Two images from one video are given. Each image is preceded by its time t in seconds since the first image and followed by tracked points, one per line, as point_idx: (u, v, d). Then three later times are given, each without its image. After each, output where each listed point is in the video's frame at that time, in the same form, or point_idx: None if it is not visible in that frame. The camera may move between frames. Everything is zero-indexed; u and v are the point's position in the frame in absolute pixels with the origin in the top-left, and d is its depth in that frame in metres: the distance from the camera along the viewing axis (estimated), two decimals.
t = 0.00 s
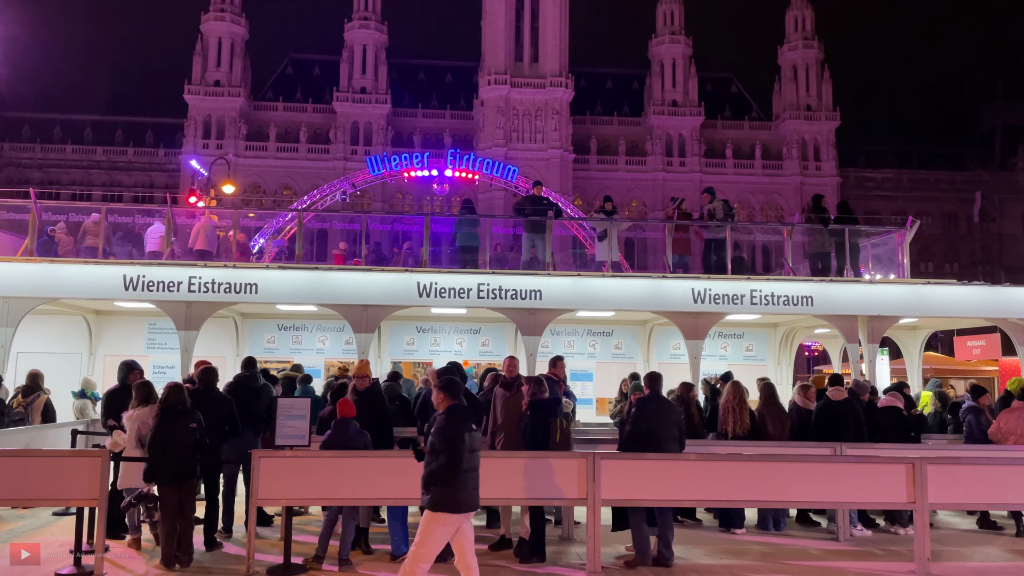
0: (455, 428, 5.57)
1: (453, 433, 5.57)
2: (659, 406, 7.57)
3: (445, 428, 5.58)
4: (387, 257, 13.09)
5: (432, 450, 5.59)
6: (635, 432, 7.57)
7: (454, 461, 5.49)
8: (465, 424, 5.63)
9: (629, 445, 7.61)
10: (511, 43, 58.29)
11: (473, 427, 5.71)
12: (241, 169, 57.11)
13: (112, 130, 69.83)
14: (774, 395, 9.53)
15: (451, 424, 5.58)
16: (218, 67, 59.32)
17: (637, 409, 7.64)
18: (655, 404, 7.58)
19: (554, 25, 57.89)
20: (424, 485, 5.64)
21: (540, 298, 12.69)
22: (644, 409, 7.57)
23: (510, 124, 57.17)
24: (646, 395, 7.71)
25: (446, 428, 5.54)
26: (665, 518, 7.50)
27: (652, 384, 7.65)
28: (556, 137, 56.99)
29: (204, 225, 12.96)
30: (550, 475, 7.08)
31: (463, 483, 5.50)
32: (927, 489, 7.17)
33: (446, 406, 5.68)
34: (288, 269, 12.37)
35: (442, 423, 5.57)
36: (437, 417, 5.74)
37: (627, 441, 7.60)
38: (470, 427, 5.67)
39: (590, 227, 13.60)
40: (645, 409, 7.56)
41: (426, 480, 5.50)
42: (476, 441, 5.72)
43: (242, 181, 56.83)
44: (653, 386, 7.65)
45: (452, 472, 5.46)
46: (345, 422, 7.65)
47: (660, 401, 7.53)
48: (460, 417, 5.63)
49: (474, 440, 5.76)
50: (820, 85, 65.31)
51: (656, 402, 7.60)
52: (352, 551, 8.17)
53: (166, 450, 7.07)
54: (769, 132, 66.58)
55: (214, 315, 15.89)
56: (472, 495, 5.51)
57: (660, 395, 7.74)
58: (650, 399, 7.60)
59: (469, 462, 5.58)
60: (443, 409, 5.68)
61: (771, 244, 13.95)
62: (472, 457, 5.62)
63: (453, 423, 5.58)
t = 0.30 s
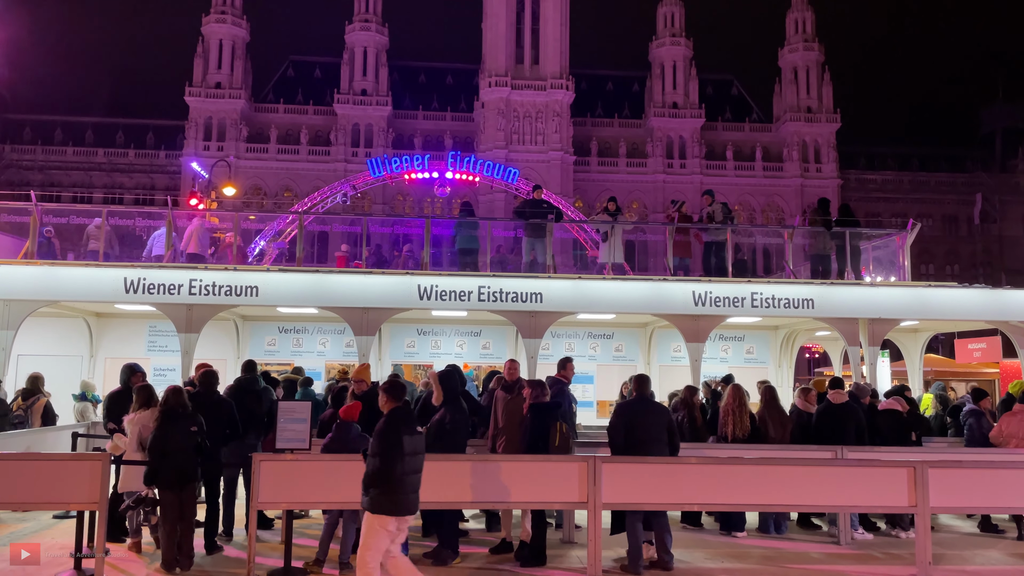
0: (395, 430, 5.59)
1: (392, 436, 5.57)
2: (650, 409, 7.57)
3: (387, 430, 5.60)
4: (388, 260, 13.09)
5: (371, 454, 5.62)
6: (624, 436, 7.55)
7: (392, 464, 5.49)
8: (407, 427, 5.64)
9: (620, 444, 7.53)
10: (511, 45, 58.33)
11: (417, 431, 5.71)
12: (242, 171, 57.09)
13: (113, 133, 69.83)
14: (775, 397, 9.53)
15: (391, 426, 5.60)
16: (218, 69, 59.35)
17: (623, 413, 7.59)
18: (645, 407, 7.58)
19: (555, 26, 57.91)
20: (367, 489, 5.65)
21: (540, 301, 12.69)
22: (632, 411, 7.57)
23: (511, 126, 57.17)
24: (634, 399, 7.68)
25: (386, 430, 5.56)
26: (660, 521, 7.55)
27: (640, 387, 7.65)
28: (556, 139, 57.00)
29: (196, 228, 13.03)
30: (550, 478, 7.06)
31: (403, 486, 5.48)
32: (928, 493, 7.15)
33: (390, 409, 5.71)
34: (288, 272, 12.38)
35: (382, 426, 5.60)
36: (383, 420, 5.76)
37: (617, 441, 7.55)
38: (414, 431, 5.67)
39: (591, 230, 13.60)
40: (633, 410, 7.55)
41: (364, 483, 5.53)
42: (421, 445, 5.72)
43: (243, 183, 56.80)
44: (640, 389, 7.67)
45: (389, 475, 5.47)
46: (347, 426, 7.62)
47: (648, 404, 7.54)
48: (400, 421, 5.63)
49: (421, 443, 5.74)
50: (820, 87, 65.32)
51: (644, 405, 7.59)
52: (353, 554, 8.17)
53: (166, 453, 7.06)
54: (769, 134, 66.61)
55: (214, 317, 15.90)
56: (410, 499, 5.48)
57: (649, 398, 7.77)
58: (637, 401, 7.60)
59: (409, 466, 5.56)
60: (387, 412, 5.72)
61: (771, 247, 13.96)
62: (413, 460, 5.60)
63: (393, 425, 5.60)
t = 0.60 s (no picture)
0: (343, 433, 6.14)
1: (337, 439, 6.12)
2: (644, 409, 7.58)
3: (335, 432, 6.14)
4: (388, 261, 13.10)
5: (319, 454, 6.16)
6: (617, 438, 7.59)
7: (339, 465, 6.08)
8: (353, 429, 6.19)
9: (610, 447, 7.63)
10: (512, 46, 58.32)
11: (366, 430, 6.29)
12: (242, 172, 57.10)
13: (113, 133, 69.81)
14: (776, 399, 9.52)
15: (339, 428, 6.15)
16: (219, 69, 59.36)
17: (614, 414, 7.63)
18: (639, 407, 7.60)
19: (555, 28, 57.91)
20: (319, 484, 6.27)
21: (540, 302, 12.70)
22: (625, 413, 7.58)
23: (511, 127, 57.13)
24: (627, 400, 7.71)
25: (334, 432, 6.10)
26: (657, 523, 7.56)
27: (632, 389, 7.73)
28: (556, 139, 56.99)
29: (186, 228, 12.90)
30: (550, 480, 7.05)
31: (350, 485, 6.14)
32: (927, 494, 7.15)
33: (341, 410, 6.27)
34: (288, 273, 12.39)
35: (330, 427, 6.14)
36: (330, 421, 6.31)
37: (607, 442, 7.62)
38: (361, 432, 6.24)
39: (591, 232, 13.61)
40: (628, 411, 7.57)
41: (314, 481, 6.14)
42: (370, 445, 6.31)
43: (243, 184, 56.78)
44: (632, 390, 7.74)
45: (335, 475, 6.07)
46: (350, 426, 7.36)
47: (640, 405, 7.57)
48: (346, 425, 6.17)
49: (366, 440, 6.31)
50: (820, 88, 65.29)
51: (637, 407, 7.61)
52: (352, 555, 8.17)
53: (167, 455, 7.06)
54: (769, 135, 66.60)
55: (214, 318, 15.91)
56: (357, 494, 6.14)
57: (642, 399, 7.81)
58: (631, 403, 7.64)
59: (356, 466, 6.16)
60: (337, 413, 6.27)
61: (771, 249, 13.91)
62: (357, 459, 6.18)
63: (342, 427, 6.15)
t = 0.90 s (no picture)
0: (294, 427, 5.96)
1: (288, 432, 5.94)
2: (644, 410, 7.59)
3: (285, 427, 5.97)
4: (387, 262, 13.11)
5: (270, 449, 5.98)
6: (616, 436, 7.60)
7: (288, 458, 5.86)
8: (306, 424, 6.02)
9: (608, 446, 7.65)
10: (511, 46, 58.33)
11: (319, 427, 6.11)
12: (241, 172, 57.07)
13: (113, 134, 69.83)
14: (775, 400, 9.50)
15: (290, 422, 5.98)
16: (218, 70, 59.37)
17: (616, 413, 7.64)
18: (640, 408, 7.61)
19: (554, 28, 57.94)
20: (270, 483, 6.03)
21: (539, 303, 12.71)
22: (625, 412, 7.59)
23: (510, 127, 57.12)
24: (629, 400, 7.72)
25: (282, 427, 5.92)
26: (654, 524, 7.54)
27: (635, 388, 7.72)
28: (555, 140, 56.98)
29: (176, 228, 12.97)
30: (549, 481, 7.02)
31: (300, 479, 5.88)
32: (925, 495, 7.14)
33: (294, 406, 6.12)
34: (287, 274, 12.39)
35: (281, 422, 5.97)
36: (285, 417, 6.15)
37: (606, 441, 7.63)
38: (314, 426, 6.06)
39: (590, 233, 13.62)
40: (629, 410, 7.58)
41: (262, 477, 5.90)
42: (324, 440, 6.09)
43: (242, 185, 56.73)
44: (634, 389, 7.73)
45: (283, 469, 5.83)
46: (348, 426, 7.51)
47: (641, 405, 7.58)
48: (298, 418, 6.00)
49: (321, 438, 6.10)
50: (819, 89, 65.31)
51: (637, 408, 7.62)
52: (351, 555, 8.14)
53: (173, 456, 7.03)
54: (769, 135, 66.61)
55: (213, 318, 15.91)
56: (306, 490, 5.87)
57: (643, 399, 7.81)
58: (632, 402, 7.65)
59: (306, 459, 5.93)
60: (290, 409, 6.11)
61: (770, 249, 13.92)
62: (309, 455, 5.95)
63: (293, 422, 5.98)
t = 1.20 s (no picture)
0: (247, 431, 5.96)
1: (242, 435, 5.95)
2: (645, 411, 7.59)
3: (239, 431, 5.99)
4: (385, 262, 13.11)
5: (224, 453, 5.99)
6: (617, 439, 7.60)
7: (240, 462, 5.87)
8: (261, 426, 6.01)
9: (609, 446, 7.64)
10: (510, 46, 58.32)
11: (275, 430, 6.07)
12: (240, 172, 57.05)
13: (111, 133, 69.80)
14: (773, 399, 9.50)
15: (243, 426, 5.98)
16: (217, 69, 59.36)
17: (615, 415, 7.64)
18: (641, 409, 7.60)
19: (554, 28, 57.99)
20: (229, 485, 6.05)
21: (537, 303, 12.72)
22: (625, 414, 7.59)
23: (509, 127, 57.09)
24: (631, 401, 7.72)
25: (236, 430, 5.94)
26: (652, 525, 7.51)
27: (637, 388, 7.71)
28: (554, 140, 57.00)
29: (167, 229, 12.86)
30: (548, 481, 7.01)
31: (256, 480, 5.88)
32: (923, 495, 7.15)
33: (249, 410, 6.11)
34: (285, 274, 12.40)
35: (234, 426, 5.98)
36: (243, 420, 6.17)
37: (608, 442, 7.63)
38: (268, 429, 6.03)
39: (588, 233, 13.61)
40: (631, 411, 7.58)
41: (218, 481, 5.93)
42: (280, 442, 6.06)
43: (241, 185, 56.71)
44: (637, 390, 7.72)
45: (236, 472, 5.85)
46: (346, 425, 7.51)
47: (643, 406, 7.59)
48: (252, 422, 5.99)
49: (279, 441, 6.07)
50: (818, 89, 65.30)
51: (640, 409, 7.61)
52: (349, 555, 8.14)
53: (175, 456, 7.05)
54: (768, 135, 66.63)
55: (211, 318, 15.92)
56: (262, 490, 5.87)
57: (645, 399, 7.81)
58: (633, 405, 7.64)
59: (261, 461, 5.91)
60: (245, 414, 6.11)
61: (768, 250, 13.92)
62: (265, 458, 5.93)
63: (246, 426, 5.98)
